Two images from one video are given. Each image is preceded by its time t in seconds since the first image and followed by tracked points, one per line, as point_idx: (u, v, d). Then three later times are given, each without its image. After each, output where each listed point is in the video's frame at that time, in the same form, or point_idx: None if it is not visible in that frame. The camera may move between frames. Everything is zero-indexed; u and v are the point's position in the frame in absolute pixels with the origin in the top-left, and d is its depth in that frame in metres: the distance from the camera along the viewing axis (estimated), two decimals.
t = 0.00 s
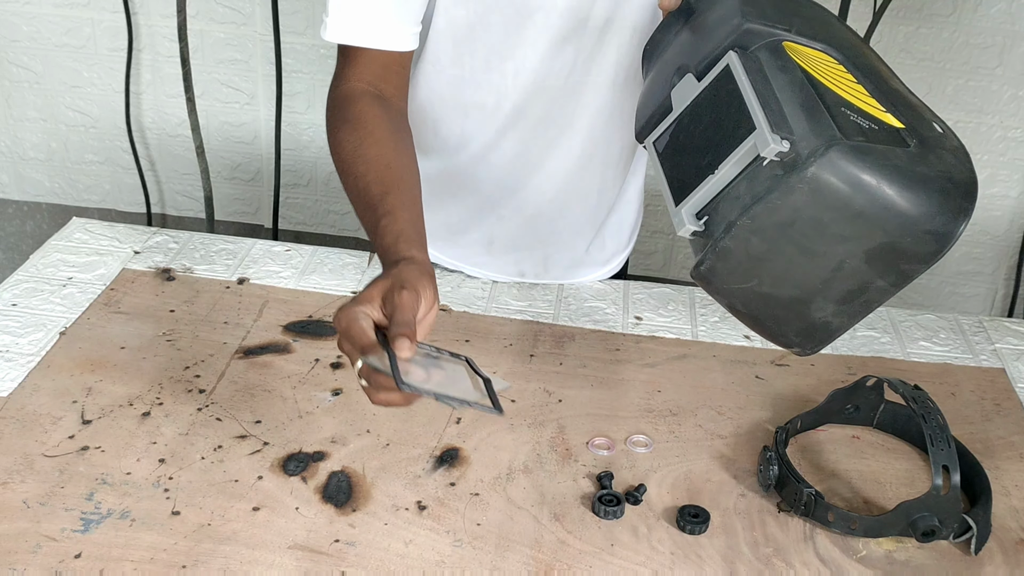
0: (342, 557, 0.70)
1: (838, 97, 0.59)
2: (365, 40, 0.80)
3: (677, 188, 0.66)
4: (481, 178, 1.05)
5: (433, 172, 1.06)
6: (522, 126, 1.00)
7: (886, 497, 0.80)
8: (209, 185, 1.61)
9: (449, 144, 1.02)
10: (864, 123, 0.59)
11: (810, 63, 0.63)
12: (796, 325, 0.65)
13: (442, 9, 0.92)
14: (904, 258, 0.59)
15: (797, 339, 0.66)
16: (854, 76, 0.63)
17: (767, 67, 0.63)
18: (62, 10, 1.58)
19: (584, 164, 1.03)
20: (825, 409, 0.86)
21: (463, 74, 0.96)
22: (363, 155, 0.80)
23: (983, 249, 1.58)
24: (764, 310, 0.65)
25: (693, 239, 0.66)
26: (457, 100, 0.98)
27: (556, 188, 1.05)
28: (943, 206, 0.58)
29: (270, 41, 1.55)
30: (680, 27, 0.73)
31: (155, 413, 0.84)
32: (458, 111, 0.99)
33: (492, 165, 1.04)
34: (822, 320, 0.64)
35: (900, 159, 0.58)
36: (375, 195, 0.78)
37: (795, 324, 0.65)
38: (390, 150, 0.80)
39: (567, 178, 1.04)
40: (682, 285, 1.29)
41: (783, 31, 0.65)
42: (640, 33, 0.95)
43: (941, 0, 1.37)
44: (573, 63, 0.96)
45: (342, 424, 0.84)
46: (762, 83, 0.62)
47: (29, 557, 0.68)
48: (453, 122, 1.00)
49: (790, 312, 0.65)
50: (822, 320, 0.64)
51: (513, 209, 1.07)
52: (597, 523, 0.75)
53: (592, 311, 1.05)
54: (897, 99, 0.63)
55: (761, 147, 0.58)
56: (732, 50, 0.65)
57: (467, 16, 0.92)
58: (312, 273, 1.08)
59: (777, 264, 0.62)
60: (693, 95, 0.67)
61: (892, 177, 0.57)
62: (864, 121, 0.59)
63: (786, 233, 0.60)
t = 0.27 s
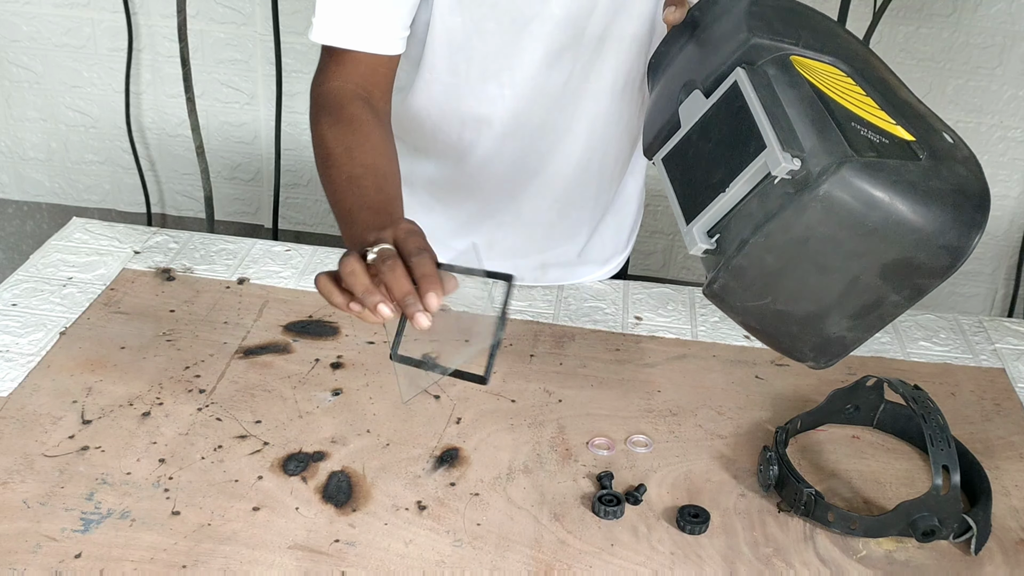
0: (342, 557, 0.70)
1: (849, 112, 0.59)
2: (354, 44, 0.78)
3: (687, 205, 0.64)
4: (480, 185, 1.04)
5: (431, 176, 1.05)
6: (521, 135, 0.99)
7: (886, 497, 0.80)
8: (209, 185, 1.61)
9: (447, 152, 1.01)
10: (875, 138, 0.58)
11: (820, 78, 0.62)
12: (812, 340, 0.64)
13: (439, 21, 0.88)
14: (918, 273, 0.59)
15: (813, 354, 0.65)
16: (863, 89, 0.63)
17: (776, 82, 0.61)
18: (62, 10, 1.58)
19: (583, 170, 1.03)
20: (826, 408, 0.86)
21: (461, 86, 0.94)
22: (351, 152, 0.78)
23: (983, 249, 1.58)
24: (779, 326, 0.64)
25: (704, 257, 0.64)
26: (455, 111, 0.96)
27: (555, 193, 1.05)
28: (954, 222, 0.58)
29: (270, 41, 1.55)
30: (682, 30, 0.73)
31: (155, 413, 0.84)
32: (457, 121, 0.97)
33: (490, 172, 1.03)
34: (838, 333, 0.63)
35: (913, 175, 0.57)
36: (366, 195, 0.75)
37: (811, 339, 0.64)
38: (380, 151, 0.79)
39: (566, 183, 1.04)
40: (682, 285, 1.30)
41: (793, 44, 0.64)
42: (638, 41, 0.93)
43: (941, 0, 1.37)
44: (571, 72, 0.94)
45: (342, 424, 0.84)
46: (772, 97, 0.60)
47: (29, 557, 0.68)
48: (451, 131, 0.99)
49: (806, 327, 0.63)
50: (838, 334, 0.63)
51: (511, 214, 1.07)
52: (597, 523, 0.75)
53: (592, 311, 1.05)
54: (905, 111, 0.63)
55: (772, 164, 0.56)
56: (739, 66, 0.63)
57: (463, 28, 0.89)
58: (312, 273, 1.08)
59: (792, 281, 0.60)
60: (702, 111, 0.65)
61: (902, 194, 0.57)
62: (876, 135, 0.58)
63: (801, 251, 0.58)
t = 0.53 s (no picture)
0: (343, 557, 0.70)
1: (837, 110, 0.57)
2: (344, 54, 0.77)
3: (674, 205, 0.64)
4: (481, 189, 1.04)
5: (432, 180, 1.05)
6: (523, 140, 0.99)
7: (886, 497, 0.80)
8: (209, 186, 1.61)
9: (448, 156, 1.01)
10: (863, 135, 0.57)
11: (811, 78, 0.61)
12: (799, 343, 0.64)
13: (441, 28, 0.88)
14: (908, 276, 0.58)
15: (801, 356, 0.65)
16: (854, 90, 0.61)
17: (764, 84, 0.60)
18: (62, 10, 1.58)
19: (583, 174, 1.03)
20: (826, 408, 0.86)
21: (463, 91, 0.94)
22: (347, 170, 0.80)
23: (983, 249, 1.58)
24: (767, 327, 0.64)
25: (692, 258, 0.64)
26: (457, 116, 0.96)
27: (556, 197, 1.05)
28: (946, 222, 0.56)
29: (270, 41, 1.55)
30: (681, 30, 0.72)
31: (155, 413, 0.84)
32: (458, 126, 0.97)
33: (492, 177, 1.03)
34: (825, 337, 0.63)
35: (900, 172, 0.56)
36: (363, 212, 0.79)
37: (798, 341, 0.64)
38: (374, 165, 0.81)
39: (567, 187, 1.04)
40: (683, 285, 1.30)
41: (785, 45, 0.62)
42: (638, 45, 0.94)
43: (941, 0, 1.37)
44: (572, 77, 0.95)
45: (342, 424, 0.84)
46: (760, 96, 0.60)
47: (29, 557, 0.68)
48: (452, 136, 0.99)
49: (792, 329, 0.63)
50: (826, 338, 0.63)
51: (512, 219, 1.07)
52: (597, 523, 0.75)
53: (592, 311, 1.05)
54: (898, 113, 0.62)
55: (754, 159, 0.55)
56: (727, 64, 0.63)
57: (464, 34, 0.89)
58: (312, 273, 1.08)
59: (777, 281, 0.60)
60: (690, 113, 0.65)
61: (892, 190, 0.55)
62: (862, 133, 0.57)
63: (786, 250, 0.58)
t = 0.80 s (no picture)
0: (343, 557, 0.70)
1: (841, 117, 0.58)
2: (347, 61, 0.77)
3: (678, 212, 0.64)
4: (480, 192, 1.04)
5: (430, 182, 1.05)
6: (521, 143, 1.00)
7: (887, 497, 0.80)
8: (209, 186, 1.61)
9: (446, 159, 1.01)
10: (868, 142, 0.57)
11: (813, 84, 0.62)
12: (806, 351, 0.63)
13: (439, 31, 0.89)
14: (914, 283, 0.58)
15: (807, 364, 0.64)
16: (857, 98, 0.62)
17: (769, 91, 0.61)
18: (62, 10, 1.58)
19: (582, 178, 1.03)
20: (826, 409, 0.86)
21: (460, 95, 0.94)
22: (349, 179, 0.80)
23: (983, 249, 1.58)
24: (774, 337, 0.63)
25: (697, 265, 0.63)
26: (455, 119, 0.97)
27: (554, 200, 1.05)
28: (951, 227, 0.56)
29: (270, 41, 1.55)
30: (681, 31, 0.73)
31: (155, 413, 0.84)
32: (456, 130, 0.98)
33: (490, 180, 1.03)
34: (831, 344, 0.62)
35: (907, 178, 0.56)
36: (367, 220, 0.78)
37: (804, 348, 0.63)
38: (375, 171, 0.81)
39: (565, 191, 1.04)
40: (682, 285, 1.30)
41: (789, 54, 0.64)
42: (638, 51, 0.94)
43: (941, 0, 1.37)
44: (570, 82, 0.95)
45: (342, 424, 0.84)
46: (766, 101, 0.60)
47: (29, 557, 0.68)
48: (450, 139, 0.99)
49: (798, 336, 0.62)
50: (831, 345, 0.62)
51: (510, 221, 1.07)
52: (597, 523, 0.75)
53: (592, 311, 1.05)
54: (900, 119, 0.62)
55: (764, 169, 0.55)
56: (731, 71, 0.63)
57: (462, 38, 0.90)
58: (312, 273, 1.08)
59: (785, 290, 0.60)
60: (691, 121, 0.65)
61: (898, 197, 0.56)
62: (867, 140, 0.58)
63: (793, 258, 0.58)
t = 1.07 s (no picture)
0: (342, 557, 0.70)
1: (844, 100, 0.57)
2: (355, 58, 0.78)
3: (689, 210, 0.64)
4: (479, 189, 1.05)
5: (432, 180, 1.06)
6: (519, 140, 1.00)
7: (887, 497, 0.80)
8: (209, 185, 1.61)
9: (446, 156, 1.02)
10: (874, 123, 0.56)
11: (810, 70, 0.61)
12: (829, 335, 0.64)
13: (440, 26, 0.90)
14: (929, 258, 0.58)
15: (831, 347, 0.64)
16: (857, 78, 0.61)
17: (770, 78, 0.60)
18: (63, 11, 1.58)
19: (582, 175, 1.03)
20: (825, 408, 0.86)
21: (458, 90, 0.95)
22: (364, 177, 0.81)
23: (983, 249, 1.58)
24: (795, 323, 0.63)
25: (710, 259, 0.63)
26: (454, 116, 0.97)
27: (554, 199, 1.06)
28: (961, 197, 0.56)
29: (270, 41, 1.55)
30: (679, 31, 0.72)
31: (155, 413, 0.84)
32: (455, 126, 0.99)
33: (490, 177, 1.04)
34: (851, 325, 0.62)
35: (914, 156, 0.56)
36: (378, 218, 0.79)
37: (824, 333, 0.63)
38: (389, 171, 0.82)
39: (564, 189, 1.05)
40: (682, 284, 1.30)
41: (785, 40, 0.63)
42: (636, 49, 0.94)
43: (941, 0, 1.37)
44: (568, 79, 0.95)
45: (342, 425, 0.84)
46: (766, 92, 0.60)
47: (29, 557, 0.68)
48: (449, 135, 1.00)
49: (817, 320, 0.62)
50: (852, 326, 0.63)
51: (510, 219, 1.08)
52: (597, 523, 0.75)
53: (592, 311, 1.04)
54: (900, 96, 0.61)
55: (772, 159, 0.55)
56: (727, 65, 0.63)
57: (461, 34, 0.91)
58: (312, 273, 1.08)
59: (802, 275, 0.60)
60: (692, 118, 0.65)
61: (907, 175, 0.55)
62: (872, 121, 0.57)
63: (807, 245, 0.58)
